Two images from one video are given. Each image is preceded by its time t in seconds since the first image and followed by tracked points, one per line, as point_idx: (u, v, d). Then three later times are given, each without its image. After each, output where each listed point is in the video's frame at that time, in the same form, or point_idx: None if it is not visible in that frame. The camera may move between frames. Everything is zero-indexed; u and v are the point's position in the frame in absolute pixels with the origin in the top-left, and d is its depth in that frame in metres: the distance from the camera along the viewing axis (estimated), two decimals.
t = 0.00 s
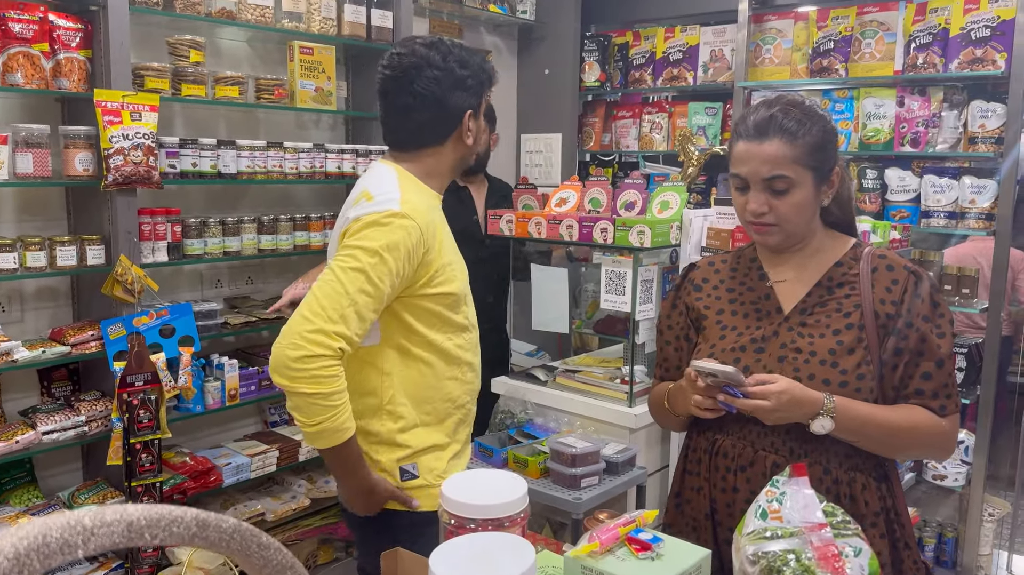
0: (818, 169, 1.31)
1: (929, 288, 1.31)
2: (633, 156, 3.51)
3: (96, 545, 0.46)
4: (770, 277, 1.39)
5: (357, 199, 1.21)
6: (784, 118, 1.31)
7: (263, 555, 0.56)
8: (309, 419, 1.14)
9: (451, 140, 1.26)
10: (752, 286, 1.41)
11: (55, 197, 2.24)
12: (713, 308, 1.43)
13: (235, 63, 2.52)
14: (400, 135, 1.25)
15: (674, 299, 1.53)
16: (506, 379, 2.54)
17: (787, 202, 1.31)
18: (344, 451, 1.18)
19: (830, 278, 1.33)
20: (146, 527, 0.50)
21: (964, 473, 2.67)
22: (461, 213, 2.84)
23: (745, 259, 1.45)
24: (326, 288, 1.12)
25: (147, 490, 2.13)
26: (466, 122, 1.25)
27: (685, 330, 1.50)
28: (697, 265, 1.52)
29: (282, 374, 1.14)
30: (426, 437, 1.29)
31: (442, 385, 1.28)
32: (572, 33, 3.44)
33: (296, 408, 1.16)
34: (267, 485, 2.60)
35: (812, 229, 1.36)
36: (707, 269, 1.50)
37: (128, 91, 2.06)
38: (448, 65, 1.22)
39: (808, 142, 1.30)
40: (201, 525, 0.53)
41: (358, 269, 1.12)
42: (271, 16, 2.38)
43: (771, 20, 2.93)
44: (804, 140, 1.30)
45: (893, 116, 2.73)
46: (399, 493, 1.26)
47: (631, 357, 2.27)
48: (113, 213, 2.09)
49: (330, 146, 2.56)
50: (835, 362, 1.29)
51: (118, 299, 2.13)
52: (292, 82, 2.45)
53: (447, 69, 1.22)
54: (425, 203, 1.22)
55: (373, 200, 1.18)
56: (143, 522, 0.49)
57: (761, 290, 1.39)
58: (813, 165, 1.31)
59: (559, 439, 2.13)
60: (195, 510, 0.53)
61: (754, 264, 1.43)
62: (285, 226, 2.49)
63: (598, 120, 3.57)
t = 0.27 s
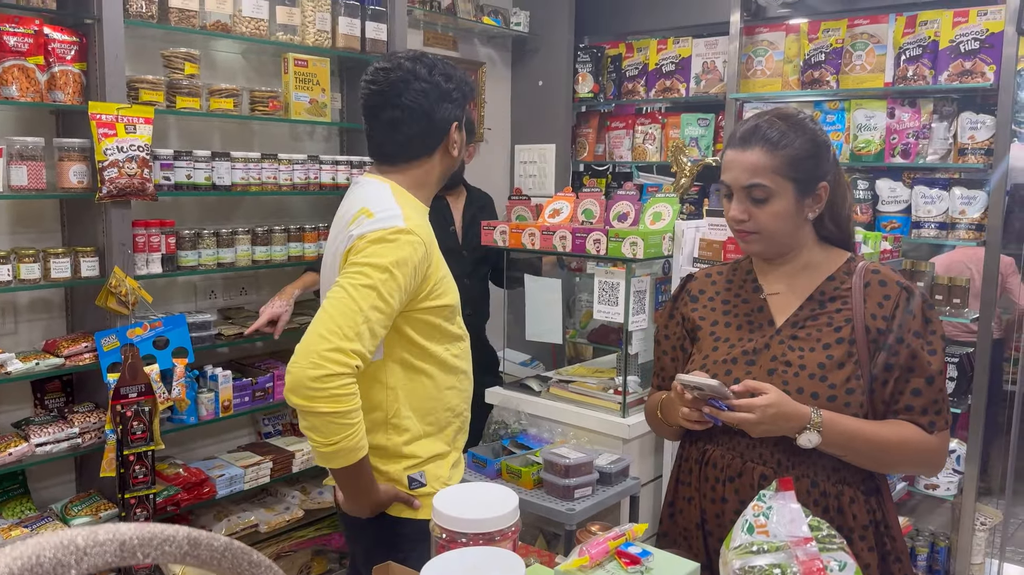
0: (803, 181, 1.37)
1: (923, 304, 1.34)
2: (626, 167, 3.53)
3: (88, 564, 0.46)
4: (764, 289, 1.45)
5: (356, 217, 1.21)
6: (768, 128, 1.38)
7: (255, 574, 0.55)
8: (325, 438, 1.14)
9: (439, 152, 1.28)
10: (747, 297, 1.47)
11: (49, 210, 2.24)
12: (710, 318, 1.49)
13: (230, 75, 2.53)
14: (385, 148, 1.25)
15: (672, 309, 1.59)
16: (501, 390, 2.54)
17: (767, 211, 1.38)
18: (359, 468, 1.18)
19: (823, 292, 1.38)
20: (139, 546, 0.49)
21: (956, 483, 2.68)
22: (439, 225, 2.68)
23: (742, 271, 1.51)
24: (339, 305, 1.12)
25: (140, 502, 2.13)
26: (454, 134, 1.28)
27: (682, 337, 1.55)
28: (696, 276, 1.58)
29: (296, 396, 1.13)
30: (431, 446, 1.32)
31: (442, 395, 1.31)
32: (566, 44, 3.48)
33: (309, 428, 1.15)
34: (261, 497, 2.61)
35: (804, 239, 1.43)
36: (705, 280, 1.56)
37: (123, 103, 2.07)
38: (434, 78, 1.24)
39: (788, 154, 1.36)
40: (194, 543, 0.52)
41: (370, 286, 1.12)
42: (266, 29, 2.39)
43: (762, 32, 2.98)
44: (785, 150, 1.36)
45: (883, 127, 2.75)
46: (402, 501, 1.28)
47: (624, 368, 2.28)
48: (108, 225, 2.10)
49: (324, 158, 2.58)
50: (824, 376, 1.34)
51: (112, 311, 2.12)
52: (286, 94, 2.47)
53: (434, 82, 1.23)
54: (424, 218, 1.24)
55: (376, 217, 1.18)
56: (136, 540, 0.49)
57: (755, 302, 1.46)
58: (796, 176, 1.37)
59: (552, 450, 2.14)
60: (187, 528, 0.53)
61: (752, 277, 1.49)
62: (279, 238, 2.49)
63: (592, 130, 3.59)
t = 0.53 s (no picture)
0: (786, 194, 1.40)
1: (907, 321, 1.34)
2: (614, 177, 3.56)
3: None
4: (756, 299, 1.51)
5: (344, 228, 1.21)
6: (752, 142, 1.43)
7: None
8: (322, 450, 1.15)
9: (421, 163, 1.29)
10: (740, 307, 1.53)
11: (35, 221, 2.25)
12: (704, 326, 1.56)
13: (217, 86, 2.54)
14: (368, 162, 1.27)
15: (676, 317, 1.67)
16: (487, 400, 2.55)
17: (752, 223, 1.42)
18: (355, 480, 1.19)
19: (808, 305, 1.41)
20: (115, 560, 0.45)
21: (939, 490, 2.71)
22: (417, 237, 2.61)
23: (740, 281, 1.57)
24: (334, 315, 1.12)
25: (126, 514, 2.13)
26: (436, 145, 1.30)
27: (677, 340, 1.64)
28: (700, 285, 1.65)
29: (292, 408, 1.13)
30: (420, 459, 1.33)
31: (430, 408, 1.33)
32: (553, 54, 3.52)
33: (304, 439, 1.15)
34: (248, 507, 2.61)
35: (796, 250, 1.46)
36: (707, 289, 1.63)
37: (109, 115, 2.08)
38: (414, 90, 1.25)
39: (771, 167, 1.40)
40: (170, 557, 0.47)
41: (364, 297, 1.13)
42: (253, 41, 2.41)
43: (747, 44, 3.02)
44: (768, 164, 1.40)
45: (866, 138, 2.79)
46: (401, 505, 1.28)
47: (610, 377, 2.29)
48: (93, 237, 2.10)
49: (311, 169, 2.59)
50: (800, 389, 1.37)
51: (98, 322, 2.12)
52: (273, 106, 2.49)
53: (414, 94, 1.25)
54: (410, 229, 1.25)
55: (366, 229, 1.19)
56: (111, 555, 0.45)
57: (747, 312, 1.51)
58: (780, 189, 1.40)
59: (538, 460, 2.15)
60: (166, 540, 0.48)
61: (750, 289, 1.54)
62: (266, 248, 2.49)
63: (580, 141, 3.60)
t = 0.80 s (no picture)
0: (797, 198, 1.39)
1: (912, 327, 1.32)
2: (597, 182, 3.57)
3: None
4: (764, 304, 1.49)
5: (332, 232, 1.16)
6: (760, 148, 1.42)
7: None
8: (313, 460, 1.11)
9: (396, 162, 1.26)
10: (747, 311, 1.52)
11: (12, 227, 2.23)
12: (711, 329, 1.55)
13: (197, 91, 2.54)
14: (343, 161, 1.22)
15: (686, 321, 1.66)
16: (469, 404, 2.55)
17: (765, 229, 1.40)
18: (335, 487, 1.18)
19: (813, 310, 1.39)
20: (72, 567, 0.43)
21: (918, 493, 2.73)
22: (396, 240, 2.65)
23: (749, 286, 1.55)
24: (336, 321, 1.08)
25: (104, 521, 2.12)
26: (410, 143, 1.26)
27: (683, 343, 1.64)
28: (709, 288, 1.64)
29: (285, 417, 1.08)
30: (398, 473, 1.32)
31: (409, 419, 1.32)
32: (536, 60, 3.56)
33: (295, 449, 1.11)
34: (229, 514, 2.60)
35: (807, 255, 1.43)
36: (716, 292, 1.62)
37: (87, 120, 2.06)
38: (387, 84, 1.21)
39: (781, 171, 1.38)
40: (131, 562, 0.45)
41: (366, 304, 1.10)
42: (234, 46, 2.41)
43: (728, 50, 3.05)
44: (778, 169, 1.39)
45: (845, 144, 2.81)
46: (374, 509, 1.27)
47: (591, 382, 2.29)
48: (71, 242, 2.08)
49: (292, 174, 2.58)
50: (800, 393, 1.35)
51: (76, 329, 2.11)
52: (254, 111, 2.48)
53: (388, 89, 1.21)
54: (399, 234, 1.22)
55: (358, 234, 1.15)
56: (70, 560, 0.43)
57: (753, 316, 1.50)
58: (791, 194, 1.39)
59: (519, 464, 2.14)
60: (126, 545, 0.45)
61: (757, 293, 1.52)
62: (246, 254, 2.49)
63: (563, 146, 3.62)
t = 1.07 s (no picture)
0: (819, 197, 1.36)
1: (935, 324, 1.29)
2: (580, 184, 3.57)
3: None
4: (782, 305, 1.46)
5: (306, 250, 1.11)
6: (779, 146, 1.38)
7: None
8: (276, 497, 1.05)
9: (373, 169, 1.23)
10: (764, 313, 1.49)
11: None
12: (729, 332, 1.53)
13: (177, 93, 2.52)
14: (316, 167, 1.18)
15: (702, 325, 1.65)
16: (452, 407, 2.55)
17: (786, 229, 1.36)
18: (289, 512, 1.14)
19: (833, 310, 1.37)
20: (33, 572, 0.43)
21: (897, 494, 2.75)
22: (377, 241, 2.61)
23: (765, 287, 1.53)
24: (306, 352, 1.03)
25: (83, 527, 2.09)
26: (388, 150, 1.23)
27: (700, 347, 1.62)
28: (726, 291, 1.62)
29: (249, 453, 1.03)
30: (368, 492, 1.31)
31: (378, 437, 1.31)
32: (518, 62, 3.56)
33: (254, 484, 1.06)
34: (210, 519, 2.58)
35: (826, 255, 1.41)
36: (733, 294, 1.60)
37: (64, 121, 2.05)
38: (367, 89, 1.17)
39: (802, 170, 1.35)
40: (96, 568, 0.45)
41: (337, 334, 1.05)
42: (213, 47, 2.40)
43: (709, 53, 3.07)
44: (798, 168, 1.35)
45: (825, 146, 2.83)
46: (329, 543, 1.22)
47: (574, 383, 2.29)
48: (49, 245, 2.07)
49: (272, 176, 2.57)
50: (823, 395, 1.33)
51: (53, 332, 2.09)
52: (234, 112, 2.47)
53: (369, 95, 1.17)
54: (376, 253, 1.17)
55: (334, 255, 1.10)
56: (33, 564, 0.43)
57: (771, 318, 1.47)
58: (813, 193, 1.35)
59: (502, 466, 2.13)
60: (91, 551, 0.46)
61: (774, 295, 1.50)
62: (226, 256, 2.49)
63: (546, 148, 3.63)
